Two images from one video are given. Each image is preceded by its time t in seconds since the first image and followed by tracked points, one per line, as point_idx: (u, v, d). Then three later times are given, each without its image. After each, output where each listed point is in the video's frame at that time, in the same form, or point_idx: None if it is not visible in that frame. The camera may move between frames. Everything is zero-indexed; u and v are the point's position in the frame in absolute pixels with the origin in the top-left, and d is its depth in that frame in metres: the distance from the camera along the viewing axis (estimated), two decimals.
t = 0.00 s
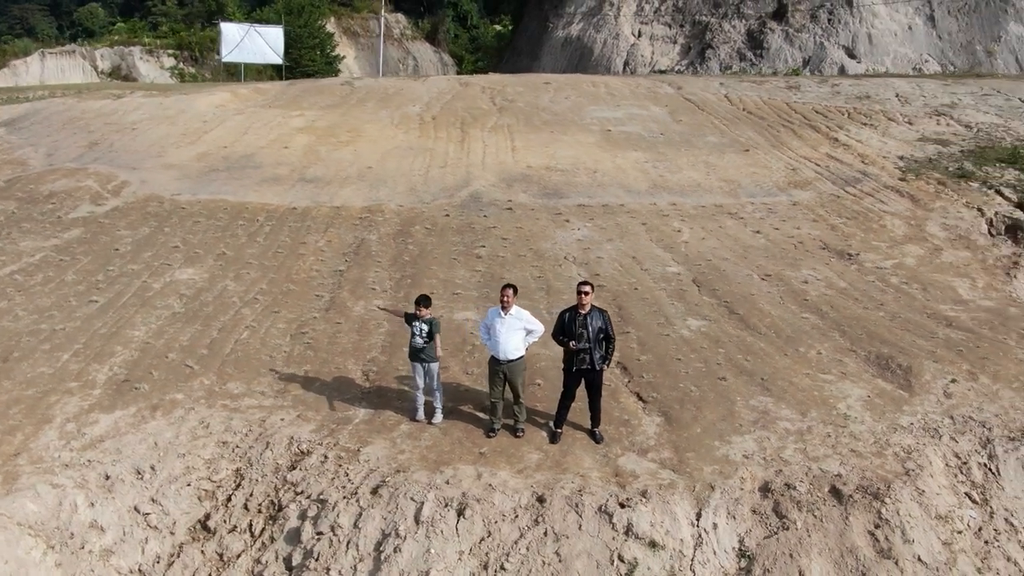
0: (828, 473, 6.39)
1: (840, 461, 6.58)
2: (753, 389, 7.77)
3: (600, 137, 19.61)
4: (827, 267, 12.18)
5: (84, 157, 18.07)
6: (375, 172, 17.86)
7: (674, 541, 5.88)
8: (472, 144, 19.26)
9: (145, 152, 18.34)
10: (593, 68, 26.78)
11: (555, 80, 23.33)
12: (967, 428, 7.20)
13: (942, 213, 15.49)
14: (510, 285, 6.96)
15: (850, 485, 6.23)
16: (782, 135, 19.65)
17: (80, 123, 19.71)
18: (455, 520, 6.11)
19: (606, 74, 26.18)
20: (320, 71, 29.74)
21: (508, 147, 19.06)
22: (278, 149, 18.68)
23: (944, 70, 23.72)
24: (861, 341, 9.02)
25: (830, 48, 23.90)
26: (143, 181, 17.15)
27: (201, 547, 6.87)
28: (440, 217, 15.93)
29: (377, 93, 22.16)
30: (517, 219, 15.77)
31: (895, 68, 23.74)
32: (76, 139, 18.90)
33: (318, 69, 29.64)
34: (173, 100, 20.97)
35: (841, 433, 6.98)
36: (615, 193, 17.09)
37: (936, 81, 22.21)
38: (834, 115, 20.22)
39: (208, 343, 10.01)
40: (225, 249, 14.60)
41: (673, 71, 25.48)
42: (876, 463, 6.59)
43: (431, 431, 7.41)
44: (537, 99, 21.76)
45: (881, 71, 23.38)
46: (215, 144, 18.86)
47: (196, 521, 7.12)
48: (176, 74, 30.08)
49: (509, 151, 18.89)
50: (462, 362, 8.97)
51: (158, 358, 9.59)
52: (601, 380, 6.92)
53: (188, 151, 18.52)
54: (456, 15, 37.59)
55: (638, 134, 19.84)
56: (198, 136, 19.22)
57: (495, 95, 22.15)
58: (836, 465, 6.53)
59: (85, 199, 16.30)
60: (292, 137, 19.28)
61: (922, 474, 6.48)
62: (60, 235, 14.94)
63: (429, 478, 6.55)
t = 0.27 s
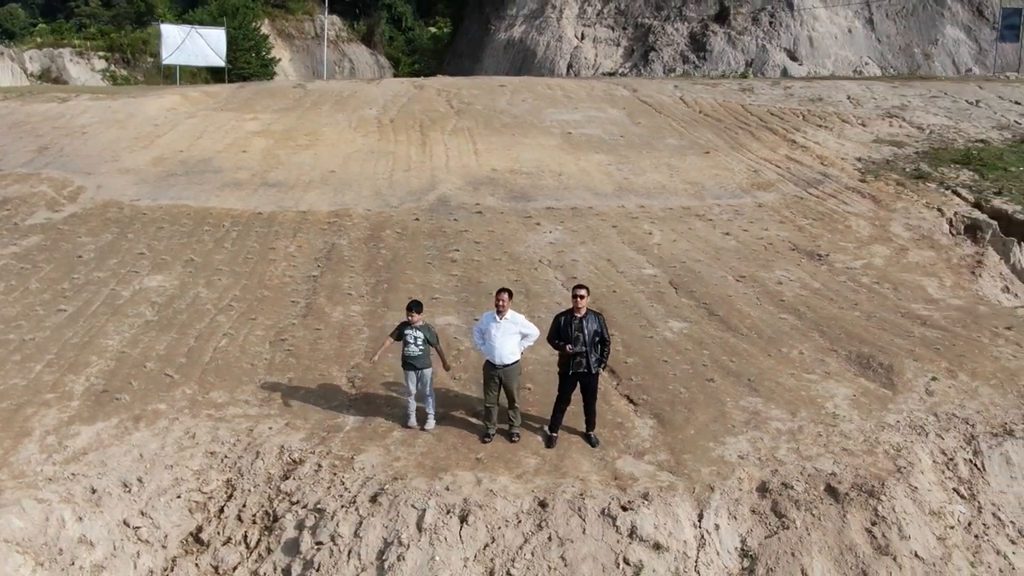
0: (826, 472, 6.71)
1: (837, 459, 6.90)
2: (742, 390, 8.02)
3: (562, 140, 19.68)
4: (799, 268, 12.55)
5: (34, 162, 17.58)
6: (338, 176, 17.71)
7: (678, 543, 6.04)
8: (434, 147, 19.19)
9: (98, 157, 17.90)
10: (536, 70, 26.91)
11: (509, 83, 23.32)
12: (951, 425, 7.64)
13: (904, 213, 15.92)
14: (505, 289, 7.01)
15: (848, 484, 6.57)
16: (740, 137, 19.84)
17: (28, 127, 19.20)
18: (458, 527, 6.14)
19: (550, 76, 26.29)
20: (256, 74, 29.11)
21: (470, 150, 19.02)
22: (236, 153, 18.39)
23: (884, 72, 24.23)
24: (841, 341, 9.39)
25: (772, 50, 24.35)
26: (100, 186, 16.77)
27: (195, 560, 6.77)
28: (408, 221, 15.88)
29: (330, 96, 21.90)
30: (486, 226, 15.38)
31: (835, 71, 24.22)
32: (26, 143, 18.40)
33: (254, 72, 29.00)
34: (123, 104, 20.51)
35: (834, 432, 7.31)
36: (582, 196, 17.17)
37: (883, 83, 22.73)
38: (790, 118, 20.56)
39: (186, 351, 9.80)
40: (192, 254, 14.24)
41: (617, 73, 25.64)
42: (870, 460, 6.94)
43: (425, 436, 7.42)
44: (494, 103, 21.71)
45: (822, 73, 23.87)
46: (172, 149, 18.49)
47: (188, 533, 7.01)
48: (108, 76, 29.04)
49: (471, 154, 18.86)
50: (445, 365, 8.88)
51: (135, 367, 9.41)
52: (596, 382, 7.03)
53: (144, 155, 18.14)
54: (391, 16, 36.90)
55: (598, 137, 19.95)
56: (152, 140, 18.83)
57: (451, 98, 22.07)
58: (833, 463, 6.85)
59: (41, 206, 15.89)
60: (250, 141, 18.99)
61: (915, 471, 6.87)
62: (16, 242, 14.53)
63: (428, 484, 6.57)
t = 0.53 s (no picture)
0: (828, 469, 6.83)
1: (837, 456, 7.03)
2: (739, 389, 8.12)
3: (531, 140, 19.57)
4: (780, 268, 12.76)
5: None
6: (309, 178, 17.32)
7: (690, 542, 6.12)
8: (403, 147, 18.93)
9: (59, 160, 17.42)
10: (489, 71, 26.73)
11: (472, 84, 23.16)
12: (942, 420, 7.83)
13: (875, 212, 16.19)
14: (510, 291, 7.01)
15: (850, 480, 6.69)
16: (708, 138, 19.91)
17: None
18: (471, 532, 6.14)
19: (503, 76, 26.14)
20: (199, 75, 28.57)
21: (442, 151, 18.77)
22: (202, 155, 17.95)
23: (834, 73, 24.65)
24: (830, 339, 9.55)
25: (724, 51, 24.59)
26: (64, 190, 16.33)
27: (200, 572, 6.67)
28: (387, 223, 15.59)
29: (291, 97, 21.53)
30: (461, 227, 15.32)
31: (786, 71, 24.61)
32: None
33: (197, 73, 28.47)
34: (79, 105, 19.99)
35: (832, 429, 7.44)
36: (559, 198, 17.09)
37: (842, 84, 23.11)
38: (754, 119, 20.69)
39: (174, 359, 9.64)
40: (169, 259, 13.88)
41: (571, 74, 25.58)
42: (869, 457, 7.09)
43: (428, 441, 7.38)
44: (460, 104, 21.51)
45: (773, 74, 24.31)
46: (134, 151, 18.03)
47: (190, 545, 6.90)
48: (46, 78, 26.19)
49: (442, 155, 18.62)
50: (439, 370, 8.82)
51: (123, 376, 9.23)
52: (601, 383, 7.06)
53: (106, 157, 17.69)
54: (334, 16, 36.42)
55: (567, 137, 19.88)
56: (113, 142, 18.37)
57: (415, 98, 21.83)
58: (834, 460, 6.98)
59: (4, 211, 15.41)
60: (214, 142, 18.55)
61: (914, 466, 7.02)
62: None
63: (436, 489, 6.55)
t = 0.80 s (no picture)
0: (833, 466, 6.92)
1: (842, 453, 7.11)
2: (741, 387, 8.18)
3: (512, 140, 19.56)
4: (769, 267, 12.90)
5: None
6: (290, 179, 17.12)
7: (704, 541, 6.18)
8: (383, 147, 18.83)
9: (32, 162, 17.09)
10: (452, 71, 26.30)
11: (447, 83, 23.09)
12: (940, 415, 7.94)
13: (857, 210, 16.39)
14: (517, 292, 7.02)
15: (856, 477, 6.78)
16: (686, 138, 20.04)
17: None
18: (486, 535, 6.16)
19: (468, 76, 25.79)
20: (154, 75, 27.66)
21: (421, 151, 18.72)
22: (178, 156, 17.71)
23: (799, 72, 24.98)
24: (824, 337, 9.64)
25: (689, 51, 24.79)
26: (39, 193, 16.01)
27: None
28: (375, 223, 15.54)
29: (266, 97, 21.32)
30: (454, 223, 15.66)
31: (751, 71, 24.84)
32: None
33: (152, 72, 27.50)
34: (47, 106, 19.63)
35: (834, 427, 7.53)
36: (544, 198, 17.10)
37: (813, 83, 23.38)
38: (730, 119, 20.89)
39: (168, 364, 9.50)
40: (155, 263, 13.69)
41: (536, 74, 25.41)
42: (872, 453, 7.18)
43: (436, 444, 7.36)
44: (437, 104, 21.45)
45: (738, 74, 24.54)
46: (109, 153, 17.75)
47: (197, 553, 6.83)
48: None
49: (424, 155, 18.55)
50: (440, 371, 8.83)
51: (117, 382, 9.08)
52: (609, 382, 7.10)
53: (80, 159, 17.37)
54: (289, 16, 34.54)
55: (547, 137, 19.91)
56: (86, 143, 18.08)
57: (390, 98, 21.74)
58: (838, 457, 7.06)
59: None
60: (190, 143, 18.32)
61: (916, 462, 7.14)
62: None
63: (449, 492, 6.54)
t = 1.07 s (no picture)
0: (837, 462, 7.04)
1: (845, 449, 7.24)
2: (740, 386, 8.27)
3: (484, 141, 19.53)
4: (753, 266, 13.05)
5: None
6: (264, 181, 16.89)
7: (718, 539, 6.26)
8: (354, 148, 18.69)
9: None
10: (405, 71, 25.86)
11: (414, 83, 22.98)
12: (934, 410, 8.11)
13: (831, 209, 16.64)
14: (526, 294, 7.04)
15: (861, 472, 6.91)
16: (657, 137, 20.18)
17: None
18: (503, 538, 6.18)
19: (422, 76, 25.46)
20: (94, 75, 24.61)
21: (394, 151, 18.63)
22: (146, 158, 17.36)
23: (752, 72, 25.42)
24: (815, 335, 9.78)
25: (644, 51, 25.01)
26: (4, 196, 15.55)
27: None
28: (355, 224, 15.39)
29: (231, 97, 20.98)
30: (440, 227, 15.42)
31: (706, 71, 25.18)
32: None
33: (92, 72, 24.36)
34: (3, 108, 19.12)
35: (835, 423, 7.65)
36: (522, 198, 17.09)
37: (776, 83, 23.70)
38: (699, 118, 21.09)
39: (159, 371, 9.31)
40: (133, 267, 13.41)
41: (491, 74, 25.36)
42: (873, 449, 7.32)
43: (444, 448, 7.34)
44: (404, 104, 21.36)
45: (692, 74, 24.86)
46: (74, 155, 17.33)
47: (205, 564, 6.74)
48: None
49: (398, 156, 18.43)
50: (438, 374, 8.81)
51: (106, 390, 8.86)
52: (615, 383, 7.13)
53: (45, 162, 16.92)
54: (231, 15, 31.85)
55: (518, 137, 19.95)
56: (48, 146, 17.64)
57: (355, 98, 21.58)
58: (842, 453, 7.18)
59: None
60: (157, 144, 17.98)
61: (916, 457, 7.30)
62: None
63: (462, 495, 6.53)
